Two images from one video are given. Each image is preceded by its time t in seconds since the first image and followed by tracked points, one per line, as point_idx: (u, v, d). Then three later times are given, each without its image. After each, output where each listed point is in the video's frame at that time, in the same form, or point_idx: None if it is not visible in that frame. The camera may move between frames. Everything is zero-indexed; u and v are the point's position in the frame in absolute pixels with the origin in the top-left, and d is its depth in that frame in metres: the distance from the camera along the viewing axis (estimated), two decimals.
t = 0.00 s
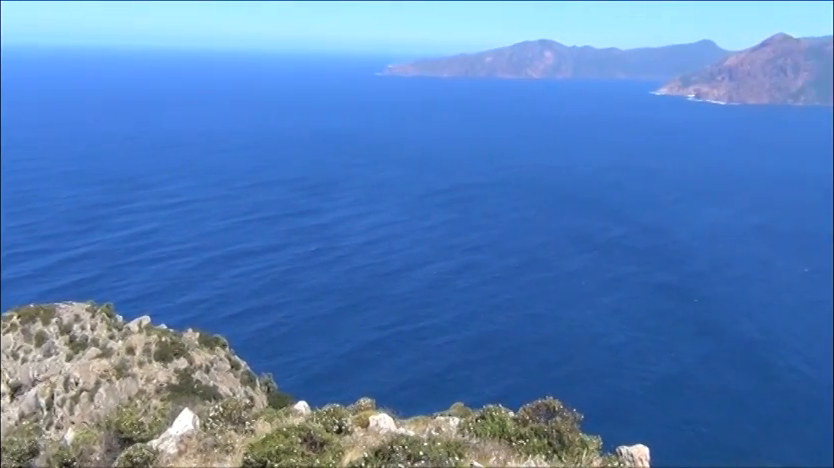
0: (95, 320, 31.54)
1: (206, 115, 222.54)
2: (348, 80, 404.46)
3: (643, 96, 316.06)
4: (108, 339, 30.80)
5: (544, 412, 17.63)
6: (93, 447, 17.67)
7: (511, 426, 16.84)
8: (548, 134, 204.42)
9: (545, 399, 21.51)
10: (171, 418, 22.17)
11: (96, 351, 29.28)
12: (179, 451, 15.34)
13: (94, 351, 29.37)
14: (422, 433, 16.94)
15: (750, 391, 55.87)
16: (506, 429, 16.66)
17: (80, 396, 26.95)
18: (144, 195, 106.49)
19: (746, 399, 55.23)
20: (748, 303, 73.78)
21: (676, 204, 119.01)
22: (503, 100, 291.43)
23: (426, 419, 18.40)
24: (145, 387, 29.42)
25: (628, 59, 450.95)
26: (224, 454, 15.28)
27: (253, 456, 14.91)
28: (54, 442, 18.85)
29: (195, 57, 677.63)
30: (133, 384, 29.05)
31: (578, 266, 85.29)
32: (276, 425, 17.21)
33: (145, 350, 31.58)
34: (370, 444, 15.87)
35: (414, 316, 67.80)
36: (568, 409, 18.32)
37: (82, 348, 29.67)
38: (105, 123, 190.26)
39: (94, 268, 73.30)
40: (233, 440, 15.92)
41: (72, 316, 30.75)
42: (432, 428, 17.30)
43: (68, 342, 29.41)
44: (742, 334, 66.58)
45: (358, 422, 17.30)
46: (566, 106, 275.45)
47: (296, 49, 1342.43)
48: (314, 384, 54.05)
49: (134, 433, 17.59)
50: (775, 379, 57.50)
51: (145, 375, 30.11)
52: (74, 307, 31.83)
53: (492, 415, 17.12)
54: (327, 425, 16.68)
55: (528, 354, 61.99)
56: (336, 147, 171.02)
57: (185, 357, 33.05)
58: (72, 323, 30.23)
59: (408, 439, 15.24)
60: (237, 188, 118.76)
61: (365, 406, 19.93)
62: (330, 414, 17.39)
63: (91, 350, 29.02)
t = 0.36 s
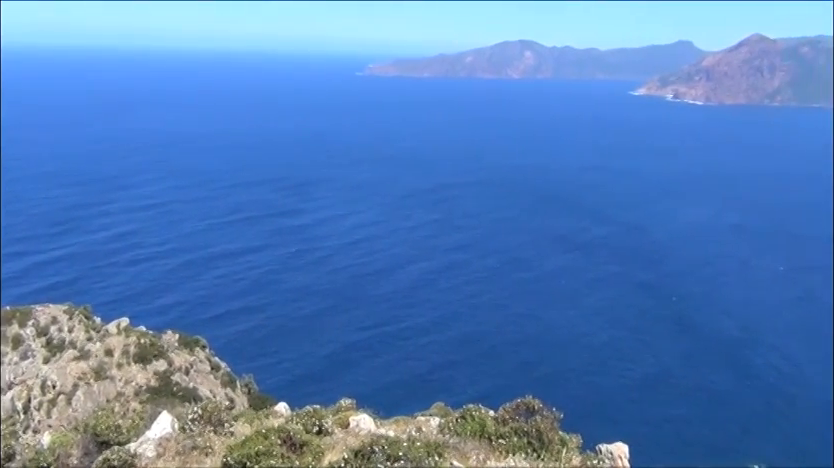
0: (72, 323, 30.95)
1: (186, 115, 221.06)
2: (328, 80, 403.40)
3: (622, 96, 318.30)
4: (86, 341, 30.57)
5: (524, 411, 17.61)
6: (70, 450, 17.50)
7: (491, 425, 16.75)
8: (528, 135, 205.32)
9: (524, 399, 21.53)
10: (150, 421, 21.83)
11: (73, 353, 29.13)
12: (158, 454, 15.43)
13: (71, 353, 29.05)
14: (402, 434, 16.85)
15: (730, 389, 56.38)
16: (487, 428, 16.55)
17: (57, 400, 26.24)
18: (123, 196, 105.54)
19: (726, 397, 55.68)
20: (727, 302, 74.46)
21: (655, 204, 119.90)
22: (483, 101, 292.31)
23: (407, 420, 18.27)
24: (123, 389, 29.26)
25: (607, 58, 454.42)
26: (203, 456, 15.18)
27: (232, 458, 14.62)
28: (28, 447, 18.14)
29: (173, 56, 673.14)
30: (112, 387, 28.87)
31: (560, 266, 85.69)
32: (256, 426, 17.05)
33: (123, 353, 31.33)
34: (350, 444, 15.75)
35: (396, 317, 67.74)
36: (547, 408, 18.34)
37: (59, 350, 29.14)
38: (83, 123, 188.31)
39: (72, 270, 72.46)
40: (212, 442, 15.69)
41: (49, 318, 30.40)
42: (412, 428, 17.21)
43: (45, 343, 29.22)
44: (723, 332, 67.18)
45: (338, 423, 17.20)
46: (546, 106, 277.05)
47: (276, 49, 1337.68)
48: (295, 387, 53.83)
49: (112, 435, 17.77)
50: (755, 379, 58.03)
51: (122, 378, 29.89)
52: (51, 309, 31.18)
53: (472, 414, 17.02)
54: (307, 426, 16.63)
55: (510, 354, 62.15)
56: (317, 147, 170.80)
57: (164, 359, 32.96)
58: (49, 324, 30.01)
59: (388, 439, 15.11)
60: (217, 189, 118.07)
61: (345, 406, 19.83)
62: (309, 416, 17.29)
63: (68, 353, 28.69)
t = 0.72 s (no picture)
0: (50, 326, 30.73)
1: (165, 115, 219.61)
2: (309, 80, 402.57)
3: (602, 95, 320.72)
4: (64, 344, 29.92)
5: (504, 410, 17.73)
6: (47, 456, 17.46)
7: (472, 424, 16.75)
8: (509, 134, 206.07)
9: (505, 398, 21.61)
10: (129, 425, 21.40)
11: (51, 357, 28.77)
12: (137, 458, 15.15)
13: (49, 357, 28.84)
14: (383, 435, 16.77)
15: (711, 387, 56.82)
16: (468, 427, 16.56)
17: (36, 403, 26.20)
18: (103, 197, 104.57)
19: (707, 394, 56.10)
20: (708, 300, 75.08)
21: (636, 203, 120.75)
22: (464, 101, 293.14)
23: (388, 421, 18.23)
24: (103, 392, 28.25)
25: (586, 59, 457.85)
26: (183, 460, 15.03)
27: (212, 461, 14.55)
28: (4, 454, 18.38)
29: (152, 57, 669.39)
30: (90, 390, 27.82)
31: (542, 266, 86.01)
32: (237, 429, 16.92)
33: (103, 355, 30.56)
34: (332, 445, 15.60)
35: (379, 317, 67.67)
36: (527, 407, 18.45)
37: (37, 353, 29.25)
38: (62, 124, 186.53)
39: (51, 272, 71.72)
40: (192, 446, 15.62)
41: (26, 322, 30.62)
42: (394, 429, 17.19)
43: (23, 348, 29.41)
44: (703, 330, 67.77)
45: (319, 425, 17.08)
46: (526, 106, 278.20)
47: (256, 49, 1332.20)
48: (278, 390, 53.62)
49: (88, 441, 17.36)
50: (735, 378, 58.57)
51: (102, 380, 28.92)
52: (28, 314, 31.33)
53: (453, 414, 17.03)
54: (287, 428, 16.48)
55: (493, 354, 62.27)
56: (298, 148, 170.31)
57: (144, 361, 31.98)
58: (26, 329, 30.22)
59: (368, 440, 15.04)
60: (197, 189, 117.42)
61: (327, 408, 19.74)
62: (290, 417, 17.14)
63: (47, 356, 28.63)
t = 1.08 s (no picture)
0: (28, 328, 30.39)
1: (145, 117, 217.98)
2: (290, 81, 401.41)
3: (581, 97, 323.01)
4: (41, 348, 29.01)
5: (486, 411, 17.75)
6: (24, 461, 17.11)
7: (454, 425, 16.74)
8: (490, 135, 206.86)
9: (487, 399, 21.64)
10: (108, 429, 21.39)
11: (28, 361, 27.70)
12: (116, 463, 14.92)
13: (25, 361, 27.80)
14: (364, 437, 16.73)
15: (694, 387, 57.32)
16: (449, 428, 16.55)
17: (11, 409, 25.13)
18: (82, 199, 103.58)
19: (689, 393, 56.57)
20: (689, 300, 75.74)
21: (617, 203, 121.64)
22: (445, 102, 293.91)
23: (370, 423, 18.20)
24: (82, 396, 28.25)
25: (566, 60, 460.99)
26: (163, 464, 14.86)
27: (191, 465, 14.44)
28: None
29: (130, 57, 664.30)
30: (69, 395, 27.23)
31: (525, 267, 86.31)
32: (217, 432, 16.81)
33: (81, 359, 30.43)
34: (312, 448, 15.51)
35: (363, 319, 67.58)
36: (509, 407, 18.48)
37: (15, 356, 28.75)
38: (39, 125, 184.52)
39: (31, 275, 70.88)
40: (172, 450, 15.43)
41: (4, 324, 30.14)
42: (376, 430, 17.15)
43: None
44: (685, 329, 68.34)
45: (300, 427, 17.01)
46: (507, 107, 279.44)
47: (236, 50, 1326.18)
48: (262, 392, 53.38)
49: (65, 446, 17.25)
50: (716, 377, 59.11)
51: (82, 384, 28.92)
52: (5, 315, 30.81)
53: (434, 415, 17.02)
54: (268, 431, 16.38)
55: (477, 355, 62.42)
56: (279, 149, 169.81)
57: (123, 365, 32.09)
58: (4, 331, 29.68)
59: (350, 443, 14.93)
60: (179, 192, 116.72)
61: (308, 410, 19.70)
62: (271, 420, 17.06)
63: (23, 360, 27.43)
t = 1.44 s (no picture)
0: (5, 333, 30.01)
1: (124, 120, 216.38)
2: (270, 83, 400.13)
3: (561, 98, 325.12)
4: (18, 354, 28.04)
5: (468, 412, 17.79)
6: None
7: (436, 427, 16.77)
8: (471, 136, 207.57)
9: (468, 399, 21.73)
10: (87, 434, 21.25)
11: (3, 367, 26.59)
12: None
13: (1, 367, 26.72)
14: (345, 440, 16.66)
15: (675, 385, 57.83)
16: (431, 430, 16.58)
17: None
18: (61, 202, 102.57)
19: (671, 392, 57.00)
20: (670, 299, 76.39)
21: (598, 203, 122.55)
22: (426, 103, 294.55)
23: (352, 425, 18.16)
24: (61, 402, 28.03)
25: (545, 61, 463.75)
26: None
27: None
28: None
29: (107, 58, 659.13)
30: (46, 401, 26.38)
31: (507, 268, 86.59)
32: (198, 436, 16.65)
33: (59, 364, 30.14)
34: (294, 451, 15.34)
35: (347, 321, 67.47)
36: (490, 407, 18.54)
37: None
38: (16, 128, 182.56)
39: (9, 280, 70.01)
40: (152, 454, 15.17)
41: None
42: (358, 433, 17.11)
43: None
44: (666, 328, 68.88)
45: (281, 431, 16.93)
46: (488, 108, 280.58)
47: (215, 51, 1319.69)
48: (246, 396, 53.12)
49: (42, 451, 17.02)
50: (697, 376, 59.63)
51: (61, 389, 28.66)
52: None
53: (417, 417, 17.05)
54: (249, 435, 16.22)
55: (461, 356, 62.52)
56: (260, 151, 169.30)
57: (102, 370, 31.94)
58: None
59: (331, 445, 14.77)
60: (159, 195, 115.97)
61: (290, 413, 19.65)
62: (252, 424, 16.97)
63: None
